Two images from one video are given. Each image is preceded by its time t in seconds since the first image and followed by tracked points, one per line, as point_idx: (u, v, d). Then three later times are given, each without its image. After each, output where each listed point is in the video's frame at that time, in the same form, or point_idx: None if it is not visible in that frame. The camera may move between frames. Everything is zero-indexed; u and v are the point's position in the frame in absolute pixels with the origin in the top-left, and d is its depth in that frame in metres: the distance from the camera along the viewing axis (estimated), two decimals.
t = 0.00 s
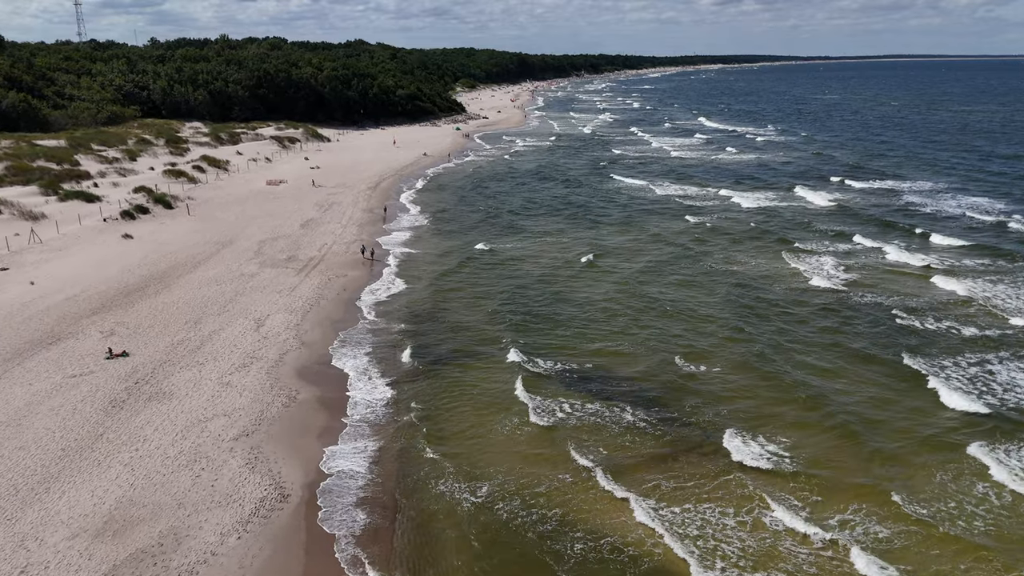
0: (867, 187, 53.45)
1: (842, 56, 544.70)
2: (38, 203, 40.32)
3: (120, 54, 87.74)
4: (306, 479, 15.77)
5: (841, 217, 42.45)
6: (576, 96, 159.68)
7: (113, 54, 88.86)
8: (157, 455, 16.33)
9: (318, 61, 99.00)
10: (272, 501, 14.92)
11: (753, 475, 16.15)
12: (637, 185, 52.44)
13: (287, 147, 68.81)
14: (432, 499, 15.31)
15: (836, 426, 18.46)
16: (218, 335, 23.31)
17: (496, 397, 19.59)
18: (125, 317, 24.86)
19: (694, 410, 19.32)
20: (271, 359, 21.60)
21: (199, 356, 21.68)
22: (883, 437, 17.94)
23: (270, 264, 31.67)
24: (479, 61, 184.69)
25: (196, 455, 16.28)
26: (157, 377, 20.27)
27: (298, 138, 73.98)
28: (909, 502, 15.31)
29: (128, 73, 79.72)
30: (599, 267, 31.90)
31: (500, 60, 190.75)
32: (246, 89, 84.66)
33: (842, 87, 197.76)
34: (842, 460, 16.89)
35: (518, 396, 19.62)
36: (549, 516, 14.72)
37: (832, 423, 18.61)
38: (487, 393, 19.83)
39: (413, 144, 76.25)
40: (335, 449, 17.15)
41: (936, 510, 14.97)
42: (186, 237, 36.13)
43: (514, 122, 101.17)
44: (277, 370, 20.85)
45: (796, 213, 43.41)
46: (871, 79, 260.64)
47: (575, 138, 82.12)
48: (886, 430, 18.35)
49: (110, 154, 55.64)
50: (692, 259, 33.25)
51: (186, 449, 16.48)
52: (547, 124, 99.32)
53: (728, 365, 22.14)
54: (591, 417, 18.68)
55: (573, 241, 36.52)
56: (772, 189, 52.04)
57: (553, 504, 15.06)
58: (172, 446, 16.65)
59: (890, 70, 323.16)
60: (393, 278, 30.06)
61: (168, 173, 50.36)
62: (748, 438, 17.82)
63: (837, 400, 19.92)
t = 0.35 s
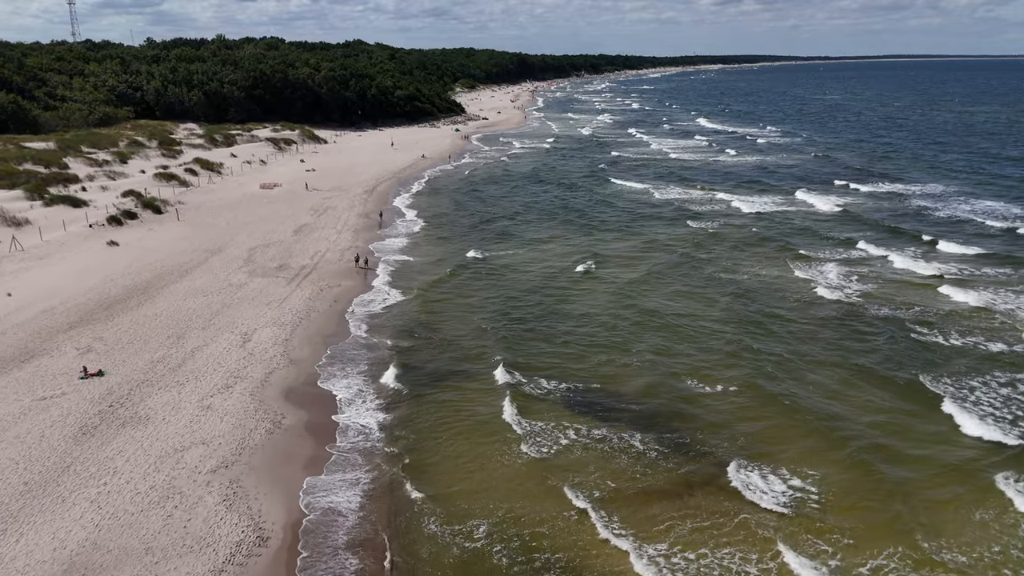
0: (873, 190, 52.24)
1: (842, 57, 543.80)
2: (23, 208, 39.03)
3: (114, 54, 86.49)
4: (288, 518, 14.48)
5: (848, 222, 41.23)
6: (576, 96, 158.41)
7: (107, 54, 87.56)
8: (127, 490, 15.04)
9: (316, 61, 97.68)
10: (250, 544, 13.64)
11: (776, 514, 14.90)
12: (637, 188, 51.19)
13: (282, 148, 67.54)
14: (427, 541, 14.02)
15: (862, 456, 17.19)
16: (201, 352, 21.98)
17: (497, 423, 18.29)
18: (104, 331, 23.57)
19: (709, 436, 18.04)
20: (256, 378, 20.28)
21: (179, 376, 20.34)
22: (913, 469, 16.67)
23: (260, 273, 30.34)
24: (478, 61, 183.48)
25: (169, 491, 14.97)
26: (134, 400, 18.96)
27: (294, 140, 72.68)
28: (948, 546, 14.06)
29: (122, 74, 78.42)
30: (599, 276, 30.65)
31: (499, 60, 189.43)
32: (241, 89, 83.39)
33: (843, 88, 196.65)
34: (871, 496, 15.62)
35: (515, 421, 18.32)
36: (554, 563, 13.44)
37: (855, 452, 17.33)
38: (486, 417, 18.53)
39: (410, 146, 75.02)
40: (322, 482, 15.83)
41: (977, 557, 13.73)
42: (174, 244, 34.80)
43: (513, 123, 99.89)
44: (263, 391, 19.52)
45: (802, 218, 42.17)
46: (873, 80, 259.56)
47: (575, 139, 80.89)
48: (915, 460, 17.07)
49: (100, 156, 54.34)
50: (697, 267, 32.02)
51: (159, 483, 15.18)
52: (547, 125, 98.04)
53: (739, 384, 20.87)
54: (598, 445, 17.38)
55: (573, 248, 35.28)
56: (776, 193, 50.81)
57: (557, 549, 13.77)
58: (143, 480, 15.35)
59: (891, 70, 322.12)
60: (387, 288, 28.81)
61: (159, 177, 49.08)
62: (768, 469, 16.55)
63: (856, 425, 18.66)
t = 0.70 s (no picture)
0: (879, 194, 51.01)
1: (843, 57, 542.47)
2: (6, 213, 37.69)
3: (108, 54, 85.16)
4: (265, 566, 13.16)
5: (855, 227, 39.97)
6: (576, 96, 156.56)
7: (100, 54, 86.19)
8: (90, 533, 13.69)
9: (313, 61, 96.30)
10: None
11: (804, 563, 13.65)
12: (638, 191, 49.92)
13: (278, 150, 66.19)
14: None
15: (892, 491, 15.92)
16: (181, 372, 20.59)
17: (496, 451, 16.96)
18: (80, 348, 22.18)
19: (725, 467, 16.72)
20: (238, 401, 18.91)
21: (157, 398, 18.97)
22: (947, 507, 15.39)
23: (248, 283, 28.96)
24: (478, 61, 182.16)
25: (136, 534, 13.64)
26: (106, 426, 17.59)
27: (290, 141, 71.37)
28: None
29: (115, 74, 77.06)
30: (600, 286, 29.36)
31: (499, 60, 188.00)
32: (237, 89, 82.09)
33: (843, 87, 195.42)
34: (907, 539, 14.38)
35: (514, 449, 17.05)
36: None
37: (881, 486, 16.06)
38: (485, 445, 17.21)
39: (408, 147, 73.74)
40: (306, 521, 14.49)
41: None
42: (161, 251, 33.39)
43: (512, 124, 98.58)
44: (245, 416, 18.14)
45: (808, 223, 40.92)
46: (873, 80, 258.28)
47: (574, 141, 79.58)
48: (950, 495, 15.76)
49: (90, 158, 52.99)
50: (701, 276, 30.75)
51: (125, 526, 13.84)
52: (546, 126, 96.72)
53: (754, 406, 19.56)
54: (606, 478, 16.05)
55: (572, 255, 34.01)
56: (779, 196, 49.57)
57: None
58: (108, 521, 14.01)
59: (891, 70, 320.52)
60: (382, 299, 27.51)
61: (149, 180, 47.72)
62: (791, 506, 15.28)
63: (881, 454, 17.39)
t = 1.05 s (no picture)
0: (888, 198, 49.72)
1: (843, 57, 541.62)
2: None
3: (101, 54, 83.79)
4: None
5: (866, 233, 38.65)
6: (575, 97, 155.27)
7: (94, 53, 84.74)
8: None
9: (310, 61, 94.89)
10: None
11: None
12: (640, 195, 48.60)
13: (273, 152, 64.90)
14: None
15: (926, 533, 14.70)
16: (160, 394, 19.27)
17: (496, 484, 15.71)
18: (54, 366, 20.84)
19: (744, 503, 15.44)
20: (219, 427, 17.60)
21: (132, 424, 17.67)
22: (987, 551, 14.19)
23: (236, 294, 27.63)
24: (477, 61, 180.82)
25: None
26: (75, 456, 16.27)
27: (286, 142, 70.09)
28: None
29: (107, 74, 75.64)
30: (604, 297, 28.02)
31: (499, 60, 186.70)
32: (232, 90, 80.76)
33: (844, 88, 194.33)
34: None
35: (516, 482, 15.77)
36: None
37: (915, 527, 14.84)
38: (483, 477, 15.96)
39: (406, 149, 72.50)
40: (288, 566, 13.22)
41: None
42: (147, 259, 32.06)
43: (512, 125, 97.25)
44: (225, 445, 16.83)
45: (816, 229, 39.60)
46: (871, 80, 256.53)
47: (574, 142, 78.22)
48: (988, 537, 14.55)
49: (80, 161, 51.68)
50: (709, 286, 29.41)
51: None
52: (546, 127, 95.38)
53: (773, 431, 18.27)
54: (615, 516, 14.77)
55: (574, 263, 32.68)
56: (785, 200, 48.25)
57: None
58: (69, 569, 12.72)
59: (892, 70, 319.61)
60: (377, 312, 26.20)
61: (139, 183, 46.43)
62: (820, 553, 14.01)
63: (910, 487, 16.15)
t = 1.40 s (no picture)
0: (898, 202, 48.42)
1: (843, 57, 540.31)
2: None
3: (95, 54, 82.44)
4: None
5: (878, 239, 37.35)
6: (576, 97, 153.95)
7: (87, 53, 83.39)
8: None
9: (307, 61, 93.57)
10: None
11: None
12: (644, 199, 47.29)
13: (268, 154, 63.59)
14: None
15: None
16: (135, 419, 17.96)
17: (496, 524, 14.45)
18: (24, 387, 19.53)
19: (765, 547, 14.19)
20: (196, 457, 16.29)
21: (102, 454, 16.35)
22: None
23: (223, 306, 26.31)
24: (477, 61, 179.52)
25: None
26: (37, 491, 14.98)
27: (282, 144, 68.78)
28: None
29: (100, 74, 74.29)
30: (610, 309, 26.66)
31: (499, 60, 185.35)
32: (228, 90, 79.44)
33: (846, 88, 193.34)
34: None
35: (519, 522, 14.51)
36: None
37: None
38: (482, 515, 14.70)
39: (404, 151, 71.17)
40: None
41: None
42: (132, 268, 30.74)
43: (512, 126, 95.93)
44: (202, 478, 15.53)
45: (827, 236, 38.30)
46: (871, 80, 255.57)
47: (575, 144, 76.90)
48: None
49: (69, 163, 50.37)
50: (719, 297, 28.05)
51: None
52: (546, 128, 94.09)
53: (795, 462, 16.97)
54: (625, 563, 13.51)
55: (577, 272, 31.33)
56: (792, 204, 46.94)
57: None
58: None
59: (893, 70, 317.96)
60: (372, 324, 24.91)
61: (129, 187, 45.13)
62: None
63: (944, 527, 14.90)
